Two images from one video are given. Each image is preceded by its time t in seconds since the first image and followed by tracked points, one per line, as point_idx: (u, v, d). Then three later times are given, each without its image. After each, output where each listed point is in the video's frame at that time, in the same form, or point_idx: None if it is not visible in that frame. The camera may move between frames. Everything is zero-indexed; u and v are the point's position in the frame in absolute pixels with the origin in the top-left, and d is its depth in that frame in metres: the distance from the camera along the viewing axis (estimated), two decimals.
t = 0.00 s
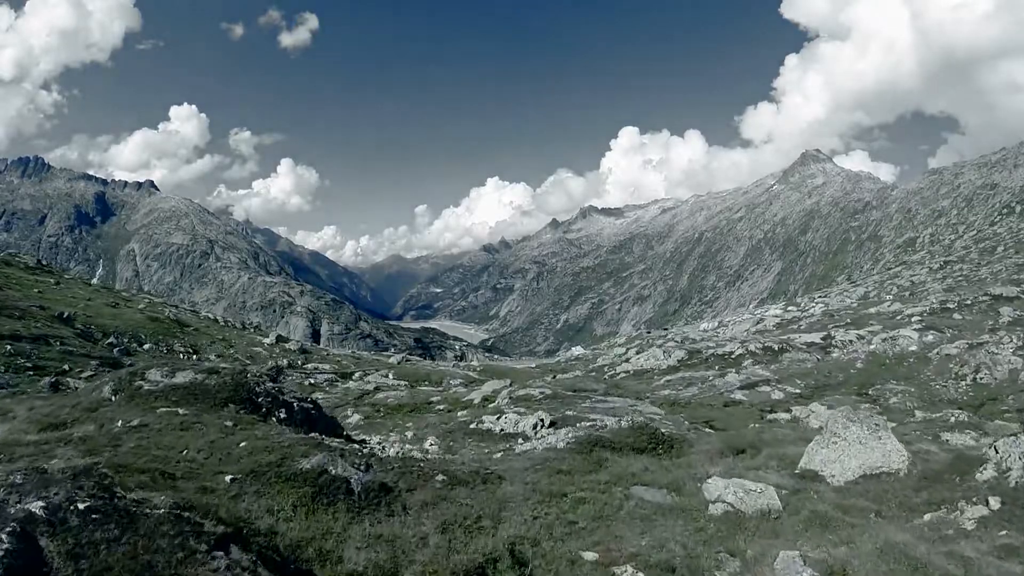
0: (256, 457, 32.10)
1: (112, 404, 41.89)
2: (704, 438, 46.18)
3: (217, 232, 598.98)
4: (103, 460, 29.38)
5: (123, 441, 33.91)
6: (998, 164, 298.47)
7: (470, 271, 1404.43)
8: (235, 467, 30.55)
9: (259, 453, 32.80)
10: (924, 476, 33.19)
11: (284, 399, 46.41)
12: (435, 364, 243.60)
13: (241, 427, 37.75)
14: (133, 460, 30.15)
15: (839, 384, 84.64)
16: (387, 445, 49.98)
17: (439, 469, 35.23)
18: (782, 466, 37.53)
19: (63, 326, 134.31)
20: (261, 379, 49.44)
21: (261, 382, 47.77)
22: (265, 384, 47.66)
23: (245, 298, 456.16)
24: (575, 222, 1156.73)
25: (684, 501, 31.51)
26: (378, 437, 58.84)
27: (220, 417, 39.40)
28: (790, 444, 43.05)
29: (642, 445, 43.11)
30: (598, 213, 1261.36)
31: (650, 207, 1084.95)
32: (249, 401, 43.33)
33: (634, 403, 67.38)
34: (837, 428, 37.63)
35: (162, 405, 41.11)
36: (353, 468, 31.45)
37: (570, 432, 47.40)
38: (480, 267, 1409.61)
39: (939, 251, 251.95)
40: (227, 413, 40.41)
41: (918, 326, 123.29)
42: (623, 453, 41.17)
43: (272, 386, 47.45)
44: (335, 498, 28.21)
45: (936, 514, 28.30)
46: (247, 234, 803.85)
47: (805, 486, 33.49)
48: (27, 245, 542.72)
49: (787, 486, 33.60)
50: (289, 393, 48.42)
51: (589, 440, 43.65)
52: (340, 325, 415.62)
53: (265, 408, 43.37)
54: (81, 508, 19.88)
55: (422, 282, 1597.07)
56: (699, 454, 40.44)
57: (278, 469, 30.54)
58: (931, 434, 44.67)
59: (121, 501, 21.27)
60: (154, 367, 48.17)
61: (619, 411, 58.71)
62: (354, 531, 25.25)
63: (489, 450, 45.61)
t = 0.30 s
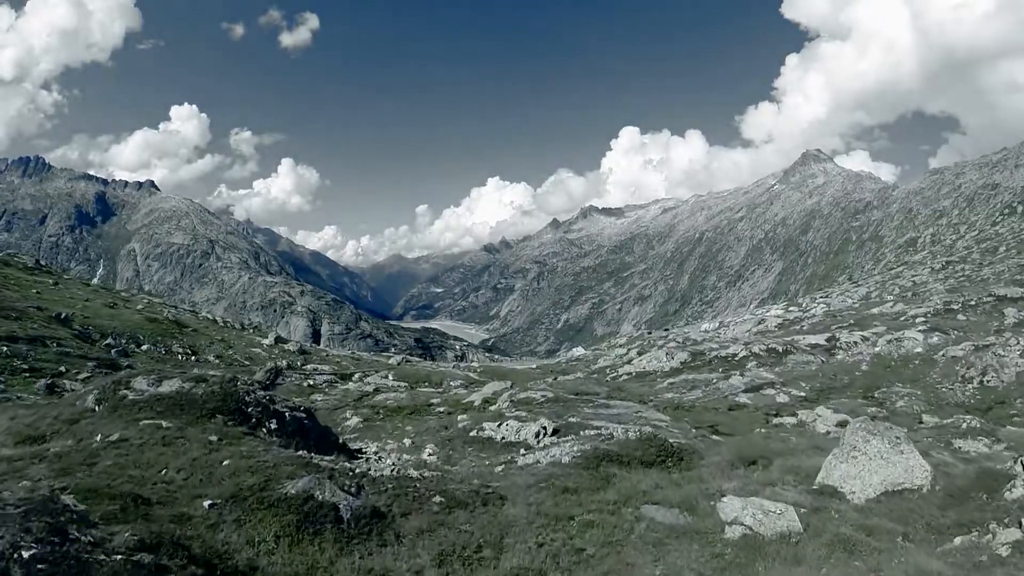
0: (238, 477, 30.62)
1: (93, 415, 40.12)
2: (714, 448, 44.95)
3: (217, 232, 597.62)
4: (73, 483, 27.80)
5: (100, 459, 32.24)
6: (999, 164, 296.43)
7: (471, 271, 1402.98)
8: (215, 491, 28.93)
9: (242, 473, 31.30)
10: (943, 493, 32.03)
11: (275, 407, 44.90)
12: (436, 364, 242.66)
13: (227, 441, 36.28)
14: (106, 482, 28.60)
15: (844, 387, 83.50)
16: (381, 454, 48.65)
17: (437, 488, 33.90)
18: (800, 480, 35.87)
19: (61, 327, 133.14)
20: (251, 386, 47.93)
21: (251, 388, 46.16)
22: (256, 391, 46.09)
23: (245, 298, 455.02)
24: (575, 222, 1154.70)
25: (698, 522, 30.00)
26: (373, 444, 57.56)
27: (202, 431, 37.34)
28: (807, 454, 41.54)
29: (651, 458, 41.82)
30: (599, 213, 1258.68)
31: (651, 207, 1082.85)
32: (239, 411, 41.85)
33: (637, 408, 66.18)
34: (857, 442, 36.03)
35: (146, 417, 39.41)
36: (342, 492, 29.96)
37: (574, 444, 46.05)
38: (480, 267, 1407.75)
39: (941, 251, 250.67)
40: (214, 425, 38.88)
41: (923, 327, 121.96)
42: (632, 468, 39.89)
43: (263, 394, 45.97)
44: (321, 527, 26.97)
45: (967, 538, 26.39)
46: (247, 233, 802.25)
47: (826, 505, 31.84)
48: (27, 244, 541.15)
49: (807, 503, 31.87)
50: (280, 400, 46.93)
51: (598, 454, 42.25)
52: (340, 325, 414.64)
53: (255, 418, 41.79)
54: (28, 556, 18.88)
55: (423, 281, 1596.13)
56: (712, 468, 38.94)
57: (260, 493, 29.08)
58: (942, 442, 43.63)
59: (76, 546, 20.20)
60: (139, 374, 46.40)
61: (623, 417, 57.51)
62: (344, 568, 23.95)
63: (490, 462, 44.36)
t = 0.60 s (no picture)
0: (213, 508, 28.98)
1: (71, 429, 38.80)
2: (725, 462, 43.49)
3: (218, 232, 596.81)
4: (33, 516, 26.17)
5: (69, 483, 30.77)
6: (1001, 164, 294.42)
7: (471, 271, 1401.42)
8: (187, 524, 27.32)
9: (218, 503, 29.67)
10: (975, 516, 30.16)
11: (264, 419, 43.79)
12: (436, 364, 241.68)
13: (206, 463, 34.90)
14: (69, 513, 27.05)
15: (851, 390, 82.17)
16: (376, 467, 47.33)
17: (434, 517, 32.20)
18: (821, 500, 34.06)
19: (58, 329, 131.76)
20: (239, 395, 46.74)
21: (238, 398, 45.00)
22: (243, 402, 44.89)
23: (246, 298, 454.26)
24: (576, 221, 1152.41)
25: (716, 548, 28.03)
26: (367, 453, 56.32)
27: (184, 451, 35.91)
28: (825, 468, 39.83)
29: (662, 474, 40.35)
30: (600, 213, 1256.89)
31: (652, 207, 1080.28)
32: (224, 423, 40.60)
33: (642, 413, 64.93)
34: (882, 459, 34.26)
35: (125, 431, 38.06)
36: (327, 528, 28.52)
37: (578, 459, 44.46)
38: (481, 267, 1406.17)
39: (943, 251, 249.08)
40: (196, 441, 37.68)
41: (929, 329, 120.24)
42: (644, 487, 38.34)
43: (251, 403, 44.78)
44: (302, 568, 25.41)
45: (1009, 568, 23.83)
46: (247, 233, 799.79)
47: (852, 530, 29.70)
48: (27, 244, 539.38)
49: (832, 528, 29.82)
50: (270, 409, 45.81)
51: (606, 472, 40.65)
52: (340, 325, 413.15)
53: (243, 432, 40.60)
54: None
55: (423, 281, 1594.73)
56: (727, 486, 37.19)
57: (236, 528, 27.42)
58: (959, 451, 42.26)
59: None
60: (122, 382, 45.10)
61: (628, 425, 56.20)
62: None
63: (491, 477, 42.92)
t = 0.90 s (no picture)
0: (190, 537, 27.91)
1: (51, 441, 37.95)
2: (737, 473, 42.41)
3: (218, 232, 596.10)
4: None
5: (40, 506, 30.02)
6: (1003, 164, 292.90)
7: (472, 271, 1400.11)
8: (161, 555, 26.22)
9: (195, 531, 28.57)
10: (1007, 534, 28.67)
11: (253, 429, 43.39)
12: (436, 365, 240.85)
13: (188, 481, 33.99)
14: (36, 543, 26.12)
15: (858, 393, 81.04)
16: (371, 478, 46.48)
17: (430, 544, 30.70)
18: (842, 518, 32.70)
19: (55, 329, 130.69)
20: (227, 406, 46.24)
21: (227, 409, 44.52)
22: (231, 412, 44.46)
23: (247, 297, 453.71)
24: (576, 221, 1150.33)
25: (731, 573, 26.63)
26: (364, 461, 55.59)
27: (166, 469, 35.01)
28: (841, 480, 38.56)
29: (672, 490, 39.37)
30: (600, 213, 1255.50)
31: (653, 207, 1077.64)
32: (212, 435, 40.17)
33: (645, 417, 63.84)
34: (905, 473, 32.85)
35: (105, 444, 37.26)
36: (313, 558, 27.06)
37: (583, 472, 43.44)
38: (481, 267, 1404.43)
39: (944, 251, 247.79)
40: (180, 454, 37.02)
41: (934, 331, 118.92)
42: (653, 504, 37.20)
43: (238, 413, 44.32)
44: None
45: None
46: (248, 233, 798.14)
47: (877, 551, 28.28)
48: (27, 244, 538.32)
49: (854, 549, 28.44)
50: (258, 420, 45.39)
51: (614, 490, 39.44)
52: (341, 325, 411.67)
53: (231, 443, 40.07)
54: None
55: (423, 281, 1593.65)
56: (741, 502, 35.96)
57: (213, 561, 26.07)
58: (971, 458, 41.11)
59: None
60: (105, 393, 44.50)
61: (633, 432, 55.13)
62: None
63: (492, 492, 41.73)
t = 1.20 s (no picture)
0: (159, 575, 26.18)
1: (24, 457, 36.59)
2: (752, 487, 41.14)
3: (220, 232, 595.18)
4: None
5: None
6: (1005, 163, 290.85)
7: (472, 271, 1397.85)
8: None
9: (165, 568, 26.80)
10: None
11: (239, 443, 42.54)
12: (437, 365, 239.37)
13: (164, 504, 32.63)
14: None
15: (865, 397, 79.52)
16: (366, 493, 45.77)
17: None
18: (867, 540, 31.21)
19: (52, 331, 129.54)
20: (212, 418, 45.40)
21: (211, 422, 43.62)
22: (217, 425, 43.57)
23: (249, 297, 453.05)
24: (576, 221, 1147.49)
25: None
26: (360, 471, 54.49)
27: (142, 490, 33.65)
28: (859, 494, 37.18)
29: (687, 509, 37.94)
30: (602, 213, 1253.84)
31: (654, 207, 1074.27)
32: (195, 449, 39.35)
33: (650, 422, 62.50)
34: (935, 493, 31.38)
35: (81, 462, 36.02)
36: None
37: (590, 488, 42.03)
38: (482, 266, 1402.60)
39: (947, 251, 246.08)
40: (159, 473, 35.94)
41: (941, 332, 117.07)
42: (668, 528, 35.73)
43: (224, 427, 43.47)
44: None
45: None
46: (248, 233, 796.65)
47: None
48: (28, 245, 537.37)
49: None
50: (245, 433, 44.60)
51: (625, 512, 37.94)
52: (341, 325, 410.28)
53: (215, 459, 39.28)
54: None
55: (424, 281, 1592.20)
56: (758, 521, 34.61)
57: None
58: (988, 467, 39.81)
59: None
60: (86, 403, 43.44)
61: (639, 440, 53.73)
62: None
63: (494, 510, 40.35)
